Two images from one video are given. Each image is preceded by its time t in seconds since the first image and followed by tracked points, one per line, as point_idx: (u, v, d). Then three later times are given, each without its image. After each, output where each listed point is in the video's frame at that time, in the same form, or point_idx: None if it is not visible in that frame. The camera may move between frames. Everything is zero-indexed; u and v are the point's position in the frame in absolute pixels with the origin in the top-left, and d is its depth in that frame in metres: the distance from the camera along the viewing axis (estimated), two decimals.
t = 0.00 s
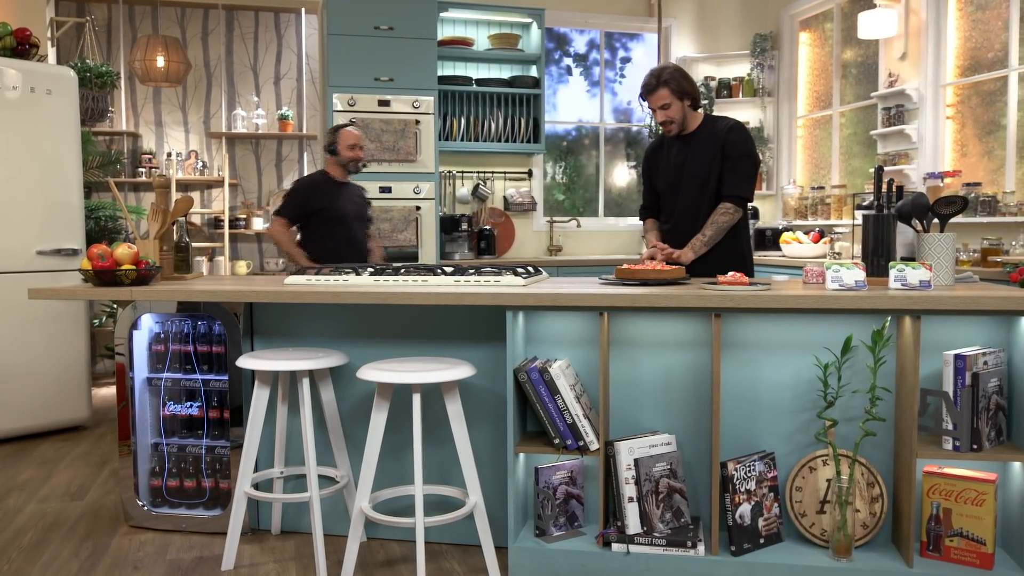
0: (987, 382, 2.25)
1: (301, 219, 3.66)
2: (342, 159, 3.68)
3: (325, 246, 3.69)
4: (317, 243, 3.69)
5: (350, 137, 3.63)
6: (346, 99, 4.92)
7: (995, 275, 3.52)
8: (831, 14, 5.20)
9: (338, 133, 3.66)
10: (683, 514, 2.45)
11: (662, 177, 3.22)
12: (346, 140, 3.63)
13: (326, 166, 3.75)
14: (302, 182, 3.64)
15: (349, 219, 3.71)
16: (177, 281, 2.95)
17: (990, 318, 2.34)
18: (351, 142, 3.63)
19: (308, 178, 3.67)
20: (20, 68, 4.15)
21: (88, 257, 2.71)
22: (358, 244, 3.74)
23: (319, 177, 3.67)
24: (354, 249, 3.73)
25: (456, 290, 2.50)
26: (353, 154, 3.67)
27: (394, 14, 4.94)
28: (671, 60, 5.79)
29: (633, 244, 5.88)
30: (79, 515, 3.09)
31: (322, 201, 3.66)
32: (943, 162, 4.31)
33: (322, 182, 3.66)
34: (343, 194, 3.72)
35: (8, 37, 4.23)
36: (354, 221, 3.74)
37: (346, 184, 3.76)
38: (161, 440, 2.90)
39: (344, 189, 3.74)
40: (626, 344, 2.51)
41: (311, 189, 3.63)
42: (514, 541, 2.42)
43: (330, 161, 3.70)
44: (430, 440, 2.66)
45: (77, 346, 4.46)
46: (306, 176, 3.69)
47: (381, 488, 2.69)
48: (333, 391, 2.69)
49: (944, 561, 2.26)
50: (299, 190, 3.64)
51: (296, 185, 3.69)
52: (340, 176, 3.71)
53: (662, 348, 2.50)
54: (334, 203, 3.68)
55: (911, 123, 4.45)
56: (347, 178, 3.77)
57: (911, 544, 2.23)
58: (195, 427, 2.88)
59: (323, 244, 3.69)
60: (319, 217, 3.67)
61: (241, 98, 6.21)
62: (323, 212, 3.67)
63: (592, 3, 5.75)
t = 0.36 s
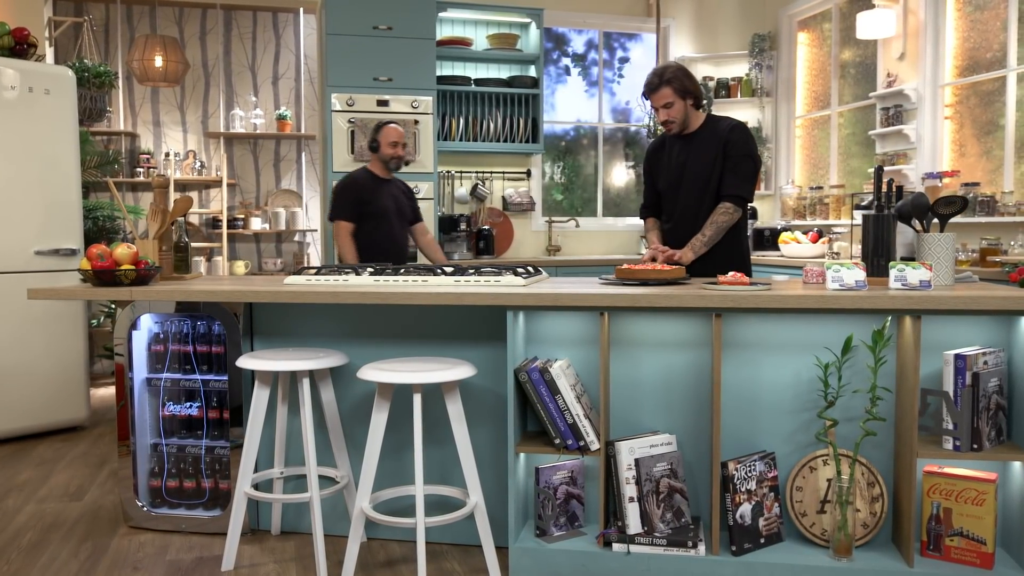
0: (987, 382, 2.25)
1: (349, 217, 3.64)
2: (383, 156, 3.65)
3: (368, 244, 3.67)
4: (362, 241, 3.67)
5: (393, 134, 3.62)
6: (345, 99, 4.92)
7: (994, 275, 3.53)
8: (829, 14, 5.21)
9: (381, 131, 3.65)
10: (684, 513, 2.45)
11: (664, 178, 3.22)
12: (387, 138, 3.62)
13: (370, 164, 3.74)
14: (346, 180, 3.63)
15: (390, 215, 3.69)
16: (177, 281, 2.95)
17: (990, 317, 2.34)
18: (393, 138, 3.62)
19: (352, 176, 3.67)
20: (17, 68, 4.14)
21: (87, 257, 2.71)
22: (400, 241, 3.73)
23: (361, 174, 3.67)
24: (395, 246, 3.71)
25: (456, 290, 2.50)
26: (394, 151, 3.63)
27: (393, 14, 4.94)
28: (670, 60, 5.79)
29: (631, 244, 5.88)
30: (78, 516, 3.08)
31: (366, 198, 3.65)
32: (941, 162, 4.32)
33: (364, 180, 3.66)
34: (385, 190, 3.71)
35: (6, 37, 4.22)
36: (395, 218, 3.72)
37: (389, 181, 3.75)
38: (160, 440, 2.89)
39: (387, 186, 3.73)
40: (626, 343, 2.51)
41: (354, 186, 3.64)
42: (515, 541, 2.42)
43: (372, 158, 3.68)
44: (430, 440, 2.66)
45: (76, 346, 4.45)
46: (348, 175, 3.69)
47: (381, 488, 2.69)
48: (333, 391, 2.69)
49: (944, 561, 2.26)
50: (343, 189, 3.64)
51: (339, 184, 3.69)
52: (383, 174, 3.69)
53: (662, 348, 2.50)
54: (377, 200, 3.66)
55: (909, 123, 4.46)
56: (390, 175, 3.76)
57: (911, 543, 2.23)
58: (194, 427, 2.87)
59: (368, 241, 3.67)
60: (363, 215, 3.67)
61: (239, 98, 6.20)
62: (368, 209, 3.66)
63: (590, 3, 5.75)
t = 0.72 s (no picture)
0: (987, 382, 2.26)
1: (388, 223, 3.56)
2: (411, 158, 3.59)
3: (405, 248, 3.63)
4: (399, 246, 3.62)
5: (421, 135, 3.56)
6: (344, 99, 4.92)
7: (994, 275, 3.53)
8: (828, 14, 5.21)
9: (407, 132, 3.59)
10: (684, 513, 2.45)
11: (663, 177, 3.22)
12: (415, 140, 3.56)
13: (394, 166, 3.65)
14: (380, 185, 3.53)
15: (424, 218, 3.66)
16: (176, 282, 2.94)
17: (989, 317, 2.35)
18: (421, 141, 3.56)
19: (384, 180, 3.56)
20: (16, 68, 4.13)
21: (87, 257, 2.70)
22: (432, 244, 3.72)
23: (394, 178, 3.58)
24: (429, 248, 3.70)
25: (457, 290, 2.50)
26: (422, 153, 3.58)
27: (391, 14, 4.93)
28: (668, 60, 5.80)
29: (629, 244, 5.88)
30: (77, 516, 3.07)
31: (401, 203, 3.58)
32: (939, 162, 4.32)
33: (399, 183, 3.57)
34: (416, 193, 3.65)
35: (5, 36, 4.21)
36: (427, 219, 3.69)
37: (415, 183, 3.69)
38: (159, 441, 2.89)
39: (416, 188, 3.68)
40: (626, 343, 2.51)
41: (392, 191, 3.55)
42: (515, 541, 2.42)
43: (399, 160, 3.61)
44: (430, 440, 2.66)
45: (74, 346, 4.44)
46: (378, 178, 3.59)
47: (381, 488, 2.68)
48: (333, 391, 2.69)
49: (944, 561, 2.27)
50: (378, 193, 3.54)
51: (370, 188, 3.58)
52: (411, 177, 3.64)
53: (662, 348, 2.50)
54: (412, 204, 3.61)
55: (907, 123, 4.46)
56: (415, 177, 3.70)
57: (911, 543, 2.24)
58: (194, 427, 2.87)
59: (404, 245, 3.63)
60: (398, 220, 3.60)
61: (237, 98, 6.20)
62: (403, 213, 3.60)
63: (588, 3, 5.75)
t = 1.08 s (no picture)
0: (987, 381, 2.26)
1: (433, 222, 3.43)
2: (442, 155, 3.47)
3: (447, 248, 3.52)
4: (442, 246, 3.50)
5: (452, 130, 3.47)
6: (342, 99, 4.91)
7: (993, 275, 3.54)
8: (826, 14, 5.22)
9: (437, 127, 3.47)
10: (685, 513, 2.45)
11: (656, 176, 3.20)
12: (448, 136, 3.45)
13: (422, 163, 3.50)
14: (419, 184, 3.38)
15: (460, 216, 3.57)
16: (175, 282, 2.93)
17: (989, 317, 2.35)
18: (453, 136, 3.47)
19: (422, 179, 3.41)
20: (13, 67, 4.12)
21: (86, 258, 2.69)
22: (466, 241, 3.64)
23: (429, 175, 3.44)
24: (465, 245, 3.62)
25: (457, 290, 2.50)
26: (454, 149, 3.48)
27: (389, 14, 4.93)
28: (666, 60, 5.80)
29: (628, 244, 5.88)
30: (75, 517, 3.06)
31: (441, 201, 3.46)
32: (938, 162, 4.32)
33: (438, 181, 3.45)
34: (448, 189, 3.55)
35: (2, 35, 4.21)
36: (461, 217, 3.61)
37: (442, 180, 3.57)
38: (159, 441, 2.88)
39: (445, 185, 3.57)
40: (627, 343, 2.51)
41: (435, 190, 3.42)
42: (516, 541, 2.42)
43: (430, 156, 3.47)
44: (431, 440, 2.66)
45: (71, 346, 4.43)
46: (410, 177, 3.43)
47: (382, 488, 2.68)
48: (333, 391, 2.68)
49: (945, 560, 2.27)
50: (416, 193, 3.39)
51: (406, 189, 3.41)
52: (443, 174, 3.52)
53: (663, 348, 2.50)
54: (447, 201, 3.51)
55: (905, 123, 4.46)
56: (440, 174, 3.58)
57: (912, 542, 2.24)
58: (193, 428, 2.86)
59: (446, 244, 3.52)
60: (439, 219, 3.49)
61: (235, 98, 6.19)
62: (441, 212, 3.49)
63: (586, 3, 5.75)
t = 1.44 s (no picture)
0: (988, 381, 2.26)
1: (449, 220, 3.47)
2: (466, 152, 3.47)
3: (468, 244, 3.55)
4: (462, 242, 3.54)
5: (478, 127, 3.44)
6: (341, 98, 4.91)
7: (992, 275, 3.55)
8: (825, 14, 5.23)
9: (463, 125, 3.45)
10: (686, 512, 2.45)
11: (633, 180, 3.16)
12: (472, 133, 3.44)
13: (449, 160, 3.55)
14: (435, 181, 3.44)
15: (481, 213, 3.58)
16: (174, 281, 2.93)
17: (989, 316, 2.36)
18: (478, 133, 3.44)
19: (440, 176, 3.47)
20: (10, 66, 4.11)
21: (85, 257, 2.69)
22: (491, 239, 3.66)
23: (449, 173, 3.48)
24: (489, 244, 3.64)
25: (458, 290, 2.50)
26: (479, 147, 3.47)
27: (388, 13, 4.93)
28: (665, 60, 5.81)
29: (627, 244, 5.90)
30: (75, 518, 3.06)
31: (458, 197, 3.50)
32: (936, 162, 4.33)
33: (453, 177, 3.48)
34: (472, 188, 3.57)
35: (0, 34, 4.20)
36: (483, 214, 3.62)
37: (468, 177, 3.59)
38: (158, 441, 2.88)
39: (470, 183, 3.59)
40: (627, 343, 2.51)
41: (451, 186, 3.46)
42: (517, 541, 2.41)
43: (454, 154, 3.50)
44: (431, 440, 2.66)
45: (70, 346, 4.42)
46: (431, 175, 3.48)
47: (382, 488, 2.68)
48: (334, 391, 2.68)
49: (945, 559, 2.27)
50: (432, 191, 3.44)
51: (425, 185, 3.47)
52: (466, 172, 3.55)
53: (663, 347, 2.50)
54: (468, 200, 3.53)
55: (904, 123, 4.47)
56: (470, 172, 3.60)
57: (913, 542, 2.24)
58: (193, 427, 2.86)
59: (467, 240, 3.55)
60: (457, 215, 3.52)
61: (234, 98, 6.18)
62: (461, 210, 3.52)
63: (585, 2, 5.75)
